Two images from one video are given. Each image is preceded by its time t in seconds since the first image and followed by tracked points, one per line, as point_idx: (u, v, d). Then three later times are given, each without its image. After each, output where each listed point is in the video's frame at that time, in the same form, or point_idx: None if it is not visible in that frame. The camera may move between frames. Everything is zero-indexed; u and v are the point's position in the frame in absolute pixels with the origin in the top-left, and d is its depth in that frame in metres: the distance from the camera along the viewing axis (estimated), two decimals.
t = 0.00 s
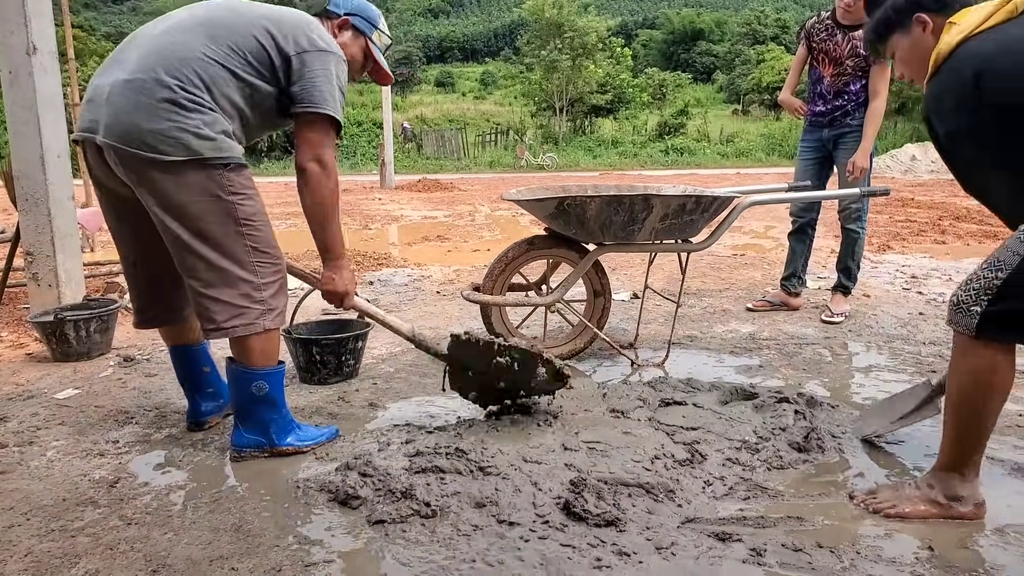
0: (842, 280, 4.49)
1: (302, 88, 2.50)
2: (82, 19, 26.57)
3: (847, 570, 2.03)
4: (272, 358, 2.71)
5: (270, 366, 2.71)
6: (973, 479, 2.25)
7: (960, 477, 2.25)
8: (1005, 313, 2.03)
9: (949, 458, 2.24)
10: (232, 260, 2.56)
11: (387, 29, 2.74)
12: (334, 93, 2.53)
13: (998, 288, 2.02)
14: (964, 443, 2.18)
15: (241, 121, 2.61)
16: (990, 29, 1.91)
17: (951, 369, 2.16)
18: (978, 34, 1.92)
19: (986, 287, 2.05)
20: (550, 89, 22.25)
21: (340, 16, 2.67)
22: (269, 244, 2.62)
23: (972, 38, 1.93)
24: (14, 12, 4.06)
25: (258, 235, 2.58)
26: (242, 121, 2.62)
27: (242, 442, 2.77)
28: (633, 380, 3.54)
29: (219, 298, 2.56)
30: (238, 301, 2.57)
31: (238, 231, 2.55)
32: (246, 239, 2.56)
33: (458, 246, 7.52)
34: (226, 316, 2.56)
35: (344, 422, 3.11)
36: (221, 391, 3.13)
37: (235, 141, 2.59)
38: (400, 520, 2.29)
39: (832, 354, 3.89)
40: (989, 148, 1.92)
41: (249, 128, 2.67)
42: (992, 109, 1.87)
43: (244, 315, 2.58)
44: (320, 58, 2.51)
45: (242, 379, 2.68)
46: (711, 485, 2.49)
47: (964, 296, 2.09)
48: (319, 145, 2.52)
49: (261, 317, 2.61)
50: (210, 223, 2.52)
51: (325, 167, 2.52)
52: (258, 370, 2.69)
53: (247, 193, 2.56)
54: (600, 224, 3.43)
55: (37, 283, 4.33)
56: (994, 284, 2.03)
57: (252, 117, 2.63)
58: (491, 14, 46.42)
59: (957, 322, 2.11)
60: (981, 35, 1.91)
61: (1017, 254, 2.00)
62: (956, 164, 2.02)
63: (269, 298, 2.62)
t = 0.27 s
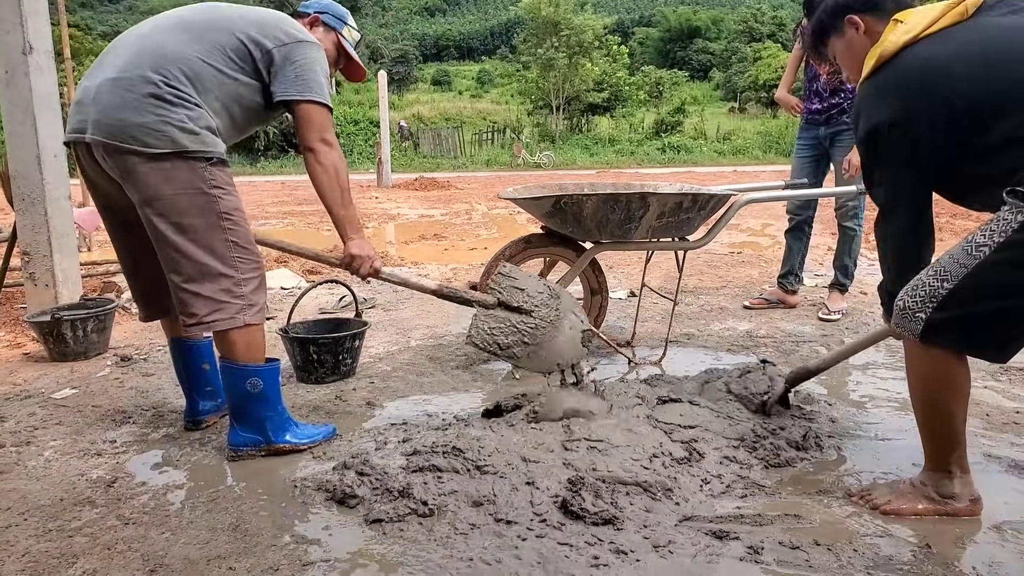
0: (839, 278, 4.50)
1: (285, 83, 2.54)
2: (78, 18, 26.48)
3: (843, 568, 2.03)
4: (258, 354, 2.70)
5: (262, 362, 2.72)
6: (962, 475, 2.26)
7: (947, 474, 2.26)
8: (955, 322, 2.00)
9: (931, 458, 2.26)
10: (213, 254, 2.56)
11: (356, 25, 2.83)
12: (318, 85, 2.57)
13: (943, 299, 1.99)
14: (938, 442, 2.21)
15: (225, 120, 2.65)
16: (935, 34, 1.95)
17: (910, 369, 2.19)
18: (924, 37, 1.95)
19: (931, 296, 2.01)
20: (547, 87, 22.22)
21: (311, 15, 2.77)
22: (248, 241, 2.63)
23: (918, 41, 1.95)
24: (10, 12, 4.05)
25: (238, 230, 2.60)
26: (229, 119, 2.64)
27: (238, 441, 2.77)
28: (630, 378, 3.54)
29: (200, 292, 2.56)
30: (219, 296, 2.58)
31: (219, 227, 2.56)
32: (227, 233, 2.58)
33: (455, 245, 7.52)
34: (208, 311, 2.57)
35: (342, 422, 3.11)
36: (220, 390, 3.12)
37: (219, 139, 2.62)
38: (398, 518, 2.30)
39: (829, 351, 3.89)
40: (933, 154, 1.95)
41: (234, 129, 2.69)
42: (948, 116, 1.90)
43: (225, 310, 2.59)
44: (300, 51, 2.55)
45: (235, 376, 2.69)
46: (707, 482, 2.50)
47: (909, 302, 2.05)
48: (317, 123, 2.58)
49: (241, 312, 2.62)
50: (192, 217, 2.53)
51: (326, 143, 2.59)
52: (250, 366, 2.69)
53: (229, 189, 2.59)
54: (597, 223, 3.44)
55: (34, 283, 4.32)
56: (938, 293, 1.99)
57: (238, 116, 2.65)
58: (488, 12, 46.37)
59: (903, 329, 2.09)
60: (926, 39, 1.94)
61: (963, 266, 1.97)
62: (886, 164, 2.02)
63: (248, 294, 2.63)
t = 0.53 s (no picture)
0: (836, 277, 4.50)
1: (274, 71, 2.56)
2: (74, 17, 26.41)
3: (840, 567, 2.03)
4: (271, 340, 2.72)
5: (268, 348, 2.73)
6: (958, 473, 2.28)
7: (945, 473, 2.28)
8: (965, 318, 2.03)
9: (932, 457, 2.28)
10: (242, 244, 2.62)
11: None
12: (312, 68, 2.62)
13: (954, 297, 2.03)
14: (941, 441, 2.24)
15: (230, 111, 2.69)
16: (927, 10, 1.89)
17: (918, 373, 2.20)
18: (917, 13, 1.89)
19: (941, 294, 2.05)
20: (544, 86, 22.19)
21: None
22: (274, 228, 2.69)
23: (910, 16, 1.89)
24: (5, 11, 4.04)
25: (264, 219, 2.66)
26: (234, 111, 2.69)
27: (244, 428, 2.78)
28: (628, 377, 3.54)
29: (237, 282, 2.61)
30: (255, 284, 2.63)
31: (246, 218, 2.62)
32: (255, 222, 2.63)
33: (453, 244, 7.51)
34: (244, 299, 2.62)
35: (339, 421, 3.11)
36: (216, 390, 3.12)
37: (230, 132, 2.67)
38: (394, 518, 2.29)
39: (826, 351, 3.90)
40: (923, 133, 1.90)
41: (237, 117, 2.74)
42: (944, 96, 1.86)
43: (260, 296, 2.64)
44: (295, 37, 2.58)
45: (241, 362, 2.70)
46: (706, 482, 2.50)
47: (920, 303, 2.11)
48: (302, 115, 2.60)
49: (273, 297, 2.67)
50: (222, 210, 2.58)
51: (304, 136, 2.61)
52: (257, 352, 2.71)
53: (248, 182, 2.65)
54: (594, 222, 3.43)
55: (29, 283, 4.30)
56: (949, 291, 2.04)
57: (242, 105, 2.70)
58: (485, 11, 46.34)
59: (913, 329, 2.14)
60: (918, 15, 1.88)
61: (969, 262, 2.01)
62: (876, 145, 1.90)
63: (278, 279, 2.68)
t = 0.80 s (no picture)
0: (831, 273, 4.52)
1: (281, 91, 2.60)
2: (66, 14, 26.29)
3: (835, 561, 2.04)
4: (303, 334, 2.80)
5: (305, 341, 2.81)
6: (955, 469, 2.28)
7: (942, 467, 2.28)
8: (980, 308, 1.97)
9: (932, 448, 2.27)
10: (243, 248, 2.63)
11: (365, 12, 2.86)
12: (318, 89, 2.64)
13: (966, 285, 1.98)
14: (942, 432, 2.21)
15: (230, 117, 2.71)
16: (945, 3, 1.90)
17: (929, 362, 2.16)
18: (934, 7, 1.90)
19: (953, 283, 2.01)
20: (540, 83, 22.16)
21: (320, 3, 2.79)
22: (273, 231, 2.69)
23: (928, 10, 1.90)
24: None
25: (263, 223, 2.66)
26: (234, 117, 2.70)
27: (303, 418, 2.92)
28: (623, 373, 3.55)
29: (237, 284, 2.63)
30: (255, 287, 2.65)
31: (245, 222, 2.62)
32: (251, 227, 2.63)
33: (448, 241, 7.50)
34: (246, 301, 2.64)
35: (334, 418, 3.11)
36: (211, 387, 3.12)
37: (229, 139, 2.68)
38: (390, 515, 2.29)
39: (821, 346, 3.91)
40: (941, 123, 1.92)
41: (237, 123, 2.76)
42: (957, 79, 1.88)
43: (261, 298, 2.66)
44: (303, 52, 2.60)
45: (283, 359, 2.78)
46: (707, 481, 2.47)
47: (937, 293, 2.07)
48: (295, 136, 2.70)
49: (277, 298, 2.69)
50: (220, 214, 2.59)
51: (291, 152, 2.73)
52: (299, 346, 2.79)
53: (247, 186, 2.64)
54: (589, 218, 3.43)
55: (23, 281, 4.29)
56: (961, 279, 1.99)
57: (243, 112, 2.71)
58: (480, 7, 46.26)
59: (928, 319, 2.11)
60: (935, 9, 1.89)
61: (978, 248, 1.97)
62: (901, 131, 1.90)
63: (282, 280, 2.70)
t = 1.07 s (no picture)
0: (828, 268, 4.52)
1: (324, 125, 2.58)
2: (61, 9, 26.20)
3: (832, 556, 2.04)
4: (325, 336, 2.82)
5: (325, 344, 2.85)
6: (957, 464, 2.28)
7: (945, 462, 2.29)
8: None
9: (941, 442, 2.28)
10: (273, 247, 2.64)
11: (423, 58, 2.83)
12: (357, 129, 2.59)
13: (1014, 277, 2.03)
14: (956, 427, 2.23)
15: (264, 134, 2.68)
16: None
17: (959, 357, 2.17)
18: None
19: (999, 277, 2.06)
20: (537, 78, 22.11)
21: (378, 45, 2.78)
22: (305, 229, 2.67)
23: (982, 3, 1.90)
24: None
25: (294, 222, 2.64)
26: (267, 133, 2.68)
27: (304, 414, 2.94)
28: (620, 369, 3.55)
29: (269, 281, 2.64)
30: (288, 284, 2.66)
31: (273, 221, 2.61)
32: (282, 227, 2.63)
33: (445, 237, 7.49)
34: (278, 299, 2.66)
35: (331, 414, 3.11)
36: (209, 384, 3.13)
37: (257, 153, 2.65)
38: (387, 511, 2.30)
39: (818, 342, 3.91)
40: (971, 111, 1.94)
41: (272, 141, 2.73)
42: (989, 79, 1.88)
43: (294, 296, 2.68)
44: (349, 90, 2.56)
45: (303, 357, 2.82)
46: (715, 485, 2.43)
47: (982, 287, 2.11)
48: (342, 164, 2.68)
49: (309, 296, 2.70)
50: (248, 214, 2.59)
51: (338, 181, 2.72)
52: (317, 348, 2.83)
53: (275, 185, 2.62)
54: (587, 214, 3.43)
55: (20, 277, 4.28)
56: (1009, 273, 2.05)
57: (275, 131, 2.68)
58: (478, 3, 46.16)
59: (973, 312, 2.13)
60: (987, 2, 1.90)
61: None
62: (918, 116, 1.95)
63: (314, 278, 2.70)
